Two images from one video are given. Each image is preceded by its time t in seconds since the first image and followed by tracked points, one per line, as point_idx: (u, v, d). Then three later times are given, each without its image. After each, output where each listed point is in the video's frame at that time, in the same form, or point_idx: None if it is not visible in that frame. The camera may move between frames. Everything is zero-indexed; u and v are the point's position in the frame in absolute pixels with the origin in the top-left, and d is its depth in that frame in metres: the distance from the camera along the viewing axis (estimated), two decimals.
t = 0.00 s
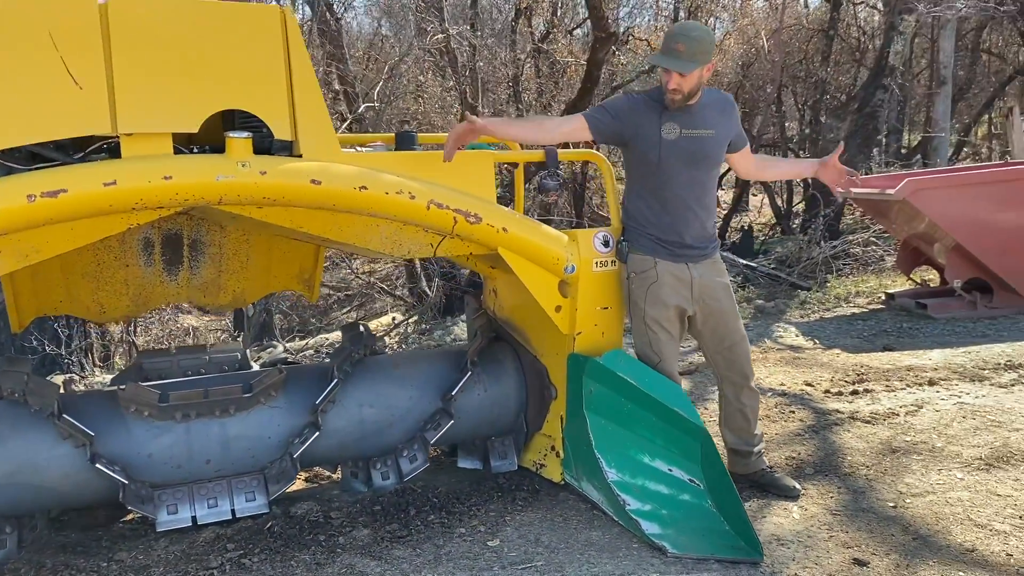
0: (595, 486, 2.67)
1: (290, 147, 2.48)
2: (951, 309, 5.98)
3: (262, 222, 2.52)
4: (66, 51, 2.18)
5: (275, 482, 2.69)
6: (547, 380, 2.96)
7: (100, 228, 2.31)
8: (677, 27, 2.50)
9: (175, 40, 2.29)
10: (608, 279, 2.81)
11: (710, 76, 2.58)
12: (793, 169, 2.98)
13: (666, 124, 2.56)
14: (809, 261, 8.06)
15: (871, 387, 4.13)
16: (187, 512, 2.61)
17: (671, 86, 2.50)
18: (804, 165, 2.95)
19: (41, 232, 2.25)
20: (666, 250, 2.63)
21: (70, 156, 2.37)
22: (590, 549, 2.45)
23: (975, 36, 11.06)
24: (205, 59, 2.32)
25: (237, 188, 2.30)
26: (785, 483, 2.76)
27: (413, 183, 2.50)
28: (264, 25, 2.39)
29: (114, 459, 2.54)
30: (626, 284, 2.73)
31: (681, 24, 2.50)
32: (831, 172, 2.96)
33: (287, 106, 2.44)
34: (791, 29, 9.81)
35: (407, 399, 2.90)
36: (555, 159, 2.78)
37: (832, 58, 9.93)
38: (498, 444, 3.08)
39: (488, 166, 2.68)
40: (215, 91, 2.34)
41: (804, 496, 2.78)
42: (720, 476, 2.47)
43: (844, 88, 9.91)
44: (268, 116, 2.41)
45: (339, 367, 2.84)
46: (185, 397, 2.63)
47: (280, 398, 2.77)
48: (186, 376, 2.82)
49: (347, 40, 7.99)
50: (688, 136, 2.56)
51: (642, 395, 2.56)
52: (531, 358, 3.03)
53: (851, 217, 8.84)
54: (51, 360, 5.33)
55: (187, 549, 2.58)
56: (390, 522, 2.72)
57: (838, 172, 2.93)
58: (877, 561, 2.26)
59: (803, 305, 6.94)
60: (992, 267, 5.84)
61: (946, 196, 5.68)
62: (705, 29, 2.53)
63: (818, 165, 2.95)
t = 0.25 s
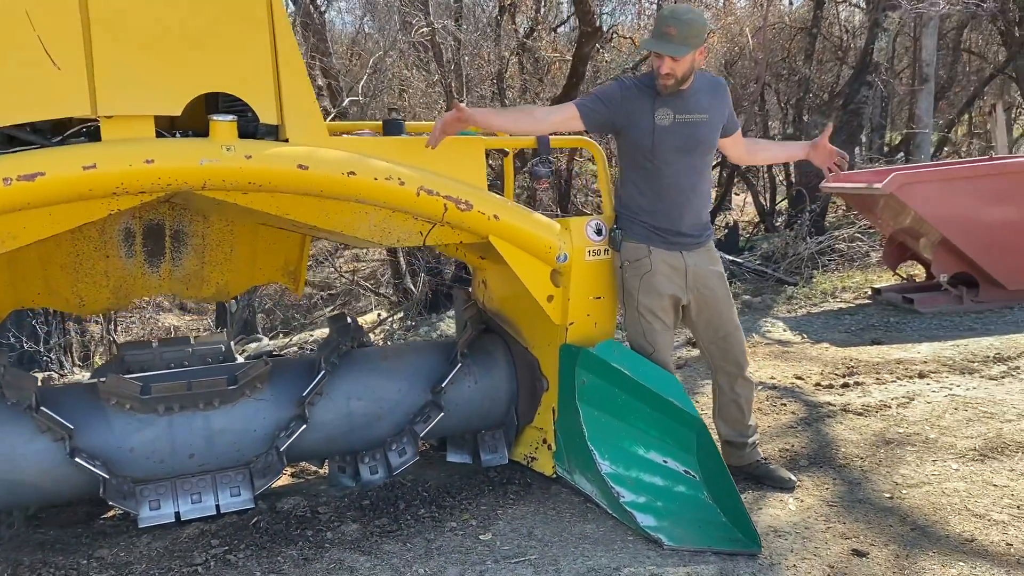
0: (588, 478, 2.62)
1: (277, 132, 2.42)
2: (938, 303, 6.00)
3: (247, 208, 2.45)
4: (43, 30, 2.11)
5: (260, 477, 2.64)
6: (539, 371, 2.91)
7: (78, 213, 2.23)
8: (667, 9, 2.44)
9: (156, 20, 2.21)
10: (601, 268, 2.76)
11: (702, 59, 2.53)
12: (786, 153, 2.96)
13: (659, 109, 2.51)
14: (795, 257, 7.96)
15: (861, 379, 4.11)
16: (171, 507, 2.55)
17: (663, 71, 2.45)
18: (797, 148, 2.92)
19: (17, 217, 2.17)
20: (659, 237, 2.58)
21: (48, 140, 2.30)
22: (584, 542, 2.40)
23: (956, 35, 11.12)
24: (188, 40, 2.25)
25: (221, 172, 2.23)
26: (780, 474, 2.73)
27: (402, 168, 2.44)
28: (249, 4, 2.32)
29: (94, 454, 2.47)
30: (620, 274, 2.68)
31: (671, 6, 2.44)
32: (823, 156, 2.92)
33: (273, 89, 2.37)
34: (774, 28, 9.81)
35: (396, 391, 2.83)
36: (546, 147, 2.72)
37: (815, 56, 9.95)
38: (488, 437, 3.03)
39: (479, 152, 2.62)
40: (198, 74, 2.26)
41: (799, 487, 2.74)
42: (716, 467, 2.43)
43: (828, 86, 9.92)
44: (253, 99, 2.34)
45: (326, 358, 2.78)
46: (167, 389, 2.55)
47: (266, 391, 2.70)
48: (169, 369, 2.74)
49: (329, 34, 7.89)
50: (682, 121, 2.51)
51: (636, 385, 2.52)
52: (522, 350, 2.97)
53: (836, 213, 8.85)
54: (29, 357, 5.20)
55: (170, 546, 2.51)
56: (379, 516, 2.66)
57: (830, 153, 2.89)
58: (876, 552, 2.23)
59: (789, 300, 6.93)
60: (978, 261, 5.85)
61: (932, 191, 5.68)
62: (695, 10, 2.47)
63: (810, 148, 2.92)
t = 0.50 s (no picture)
0: (580, 473, 2.58)
1: (261, 119, 2.36)
2: (927, 299, 6.01)
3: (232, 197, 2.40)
4: (20, 12, 2.06)
5: (246, 472, 2.58)
6: (529, 364, 2.86)
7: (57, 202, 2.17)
8: None
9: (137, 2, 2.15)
10: (592, 259, 2.72)
11: (693, 46, 2.50)
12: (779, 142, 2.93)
13: (651, 97, 2.47)
14: (785, 254, 7.91)
15: (853, 374, 4.09)
16: (154, 503, 2.49)
17: (653, 58, 2.41)
18: (791, 138, 2.89)
19: None
20: (652, 228, 2.55)
21: (26, 126, 2.24)
22: (576, 537, 2.36)
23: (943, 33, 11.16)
24: (169, 24, 2.19)
25: (204, 159, 2.17)
26: (774, 468, 2.70)
27: (390, 156, 2.39)
28: None
29: (75, 449, 2.41)
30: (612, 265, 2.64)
31: None
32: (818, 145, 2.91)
33: (257, 75, 2.32)
34: (762, 27, 9.80)
35: (384, 385, 2.78)
36: (536, 136, 2.68)
37: (803, 55, 9.95)
38: (477, 432, 2.97)
39: (468, 141, 2.58)
40: (180, 58, 2.21)
41: (794, 481, 2.71)
42: (709, 460, 2.40)
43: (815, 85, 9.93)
44: (237, 85, 2.29)
45: (312, 351, 2.72)
46: (150, 382, 2.49)
47: (251, 384, 2.65)
48: (152, 362, 2.68)
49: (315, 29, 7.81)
50: (673, 109, 2.48)
51: (628, 377, 2.48)
52: (512, 343, 2.92)
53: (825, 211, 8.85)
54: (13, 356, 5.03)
55: (153, 543, 2.45)
56: (367, 512, 2.61)
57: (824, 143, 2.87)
58: (872, 544, 2.20)
59: (779, 297, 6.91)
60: (968, 257, 5.85)
61: (922, 186, 5.67)
62: None
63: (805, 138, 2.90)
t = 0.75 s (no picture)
0: (579, 471, 2.54)
1: (253, 110, 2.31)
2: (921, 297, 6.00)
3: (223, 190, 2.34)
4: None
5: (237, 472, 2.53)
6: (526, 361, 2.81)
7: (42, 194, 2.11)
8: None
9: None
10: (590, 254, 2.67)
11: (693, 37, 2.46)
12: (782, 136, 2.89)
13: (651, 89, 2.43)
14: (778, 252, 7.89)
15: (849, 371, 4.06)
16: (142, 504, 2.44)
17: (653, 49, 2.37)
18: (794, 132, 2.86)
19: None
20: (651, 221, 2.50)
21: (10, 116, 2.18)
22: (575, 536, 2.32)
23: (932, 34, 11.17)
24: (159, 11, 2.13)
25: (195, 150, 2.12)
26: (775, 466, 2.67)
27: (385, 148, 2.34)
28: None
29: (61, 448, 2.35)
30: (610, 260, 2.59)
31: None
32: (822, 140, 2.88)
33: (248, 65, 2.26)
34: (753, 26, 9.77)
35: (378, 382, 2.72)
36: (534, 129, 2.64)
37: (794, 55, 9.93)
38: (473, 431, 2.90)
39: (464, 133, 2.53)
40: (169, 46, 2.15)
41: (795, 479, 2.68)
42: (711, 457, 2.36)
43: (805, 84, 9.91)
44: (228, 75, 2.24)
45: (305, 348, 2.66)
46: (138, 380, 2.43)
47: (242, 382, 2.59)
48: (141, 359, 2.62)
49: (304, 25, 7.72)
50: (673, 101, 2.44)
51: (628, 373, 2.44)
52: (508, 340, 2.86)
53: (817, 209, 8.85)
54: None
55: (142, 544, 2.39)
56: (361, 512, 2.55)
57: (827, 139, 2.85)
58: (877, 543, 2.17)
59: (773, 295, 6.88)
60: (962, 255, 5.84)
61: (917, 184, 5.65)
62: None
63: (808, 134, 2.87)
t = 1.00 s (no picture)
0: (582, 472, 2.49)
1: (250, 103, 2.26)
2: (919, 296, 5.97)
3: (219, 185, 2.29)
4: None
5: (234, 474, 2.48)
6: (527, 360, 2.76)
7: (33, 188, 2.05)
8: None
9: None
10: (593, 251, 2.63)
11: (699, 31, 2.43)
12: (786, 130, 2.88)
13: (656, 82, 2.39)
14: (774, 252, 7.90)
15: (851, 370, 4.03)
16: (137, 507, 2.38)
17: (659, 41, 2.33)
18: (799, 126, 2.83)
19: None
20: (656, 218, 2.47)
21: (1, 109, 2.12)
22: (580, 538, 2.28)
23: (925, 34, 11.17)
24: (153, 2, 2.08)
25: (191, 144, 2.07)
26: (781, 466, 2.63)
27: (385, 143, 2.29)
28: None
29: (54, 450, 2.30)
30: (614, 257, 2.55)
31: None
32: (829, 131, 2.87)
33: (246, 57, 2.22)
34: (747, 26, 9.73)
35: (377, 382, 2.67)
36: (536, 124, 2.59)
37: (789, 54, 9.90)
38: (473, 431, 2.86)
39: (465, 127, 2.49)
40: (164, 37, 2.10)
41: (801, 480, 2.64)
42: (718, 457, 2.33)
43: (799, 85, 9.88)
44: (224, 67, 2.18)
45: (302, 348, 2.61)
46: (133, 379, 2.38)
47: (238, 382, 2.54)
48: (134, 359, 2.57)
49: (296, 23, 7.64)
50: (678, 95, 2.41)
51: (632, 372, 2.40)
52: (508, 339, 2.82)
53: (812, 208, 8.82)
54: None
55: (137, 548, 2.34)
56: (361, 514, 2.51)
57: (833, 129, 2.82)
58: (888, 544, 2.13)
59: (770, 294, 6.85)
60: (960, 254, 5.82)
61: (915, 183, 5.63)
62: None
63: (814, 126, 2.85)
